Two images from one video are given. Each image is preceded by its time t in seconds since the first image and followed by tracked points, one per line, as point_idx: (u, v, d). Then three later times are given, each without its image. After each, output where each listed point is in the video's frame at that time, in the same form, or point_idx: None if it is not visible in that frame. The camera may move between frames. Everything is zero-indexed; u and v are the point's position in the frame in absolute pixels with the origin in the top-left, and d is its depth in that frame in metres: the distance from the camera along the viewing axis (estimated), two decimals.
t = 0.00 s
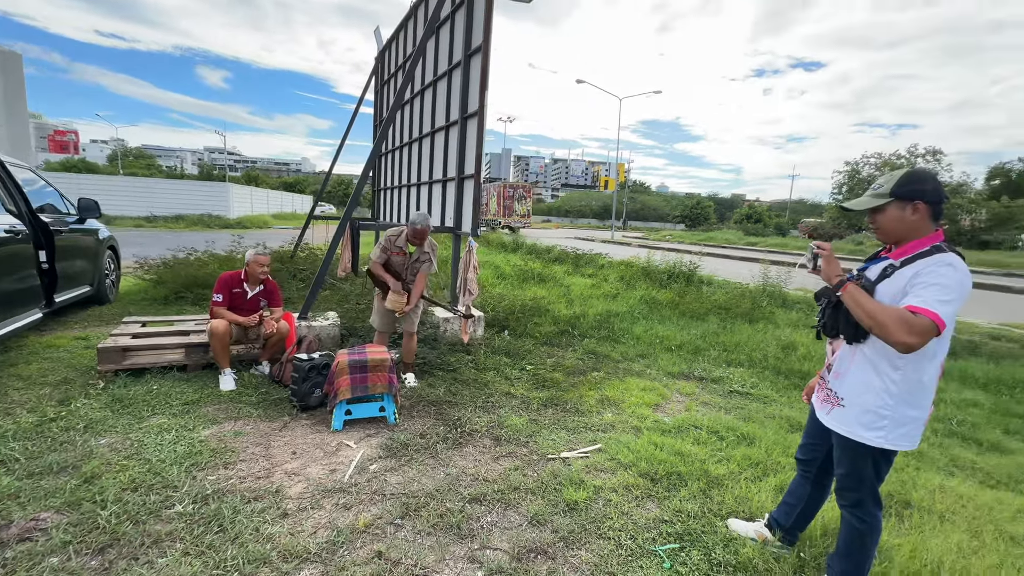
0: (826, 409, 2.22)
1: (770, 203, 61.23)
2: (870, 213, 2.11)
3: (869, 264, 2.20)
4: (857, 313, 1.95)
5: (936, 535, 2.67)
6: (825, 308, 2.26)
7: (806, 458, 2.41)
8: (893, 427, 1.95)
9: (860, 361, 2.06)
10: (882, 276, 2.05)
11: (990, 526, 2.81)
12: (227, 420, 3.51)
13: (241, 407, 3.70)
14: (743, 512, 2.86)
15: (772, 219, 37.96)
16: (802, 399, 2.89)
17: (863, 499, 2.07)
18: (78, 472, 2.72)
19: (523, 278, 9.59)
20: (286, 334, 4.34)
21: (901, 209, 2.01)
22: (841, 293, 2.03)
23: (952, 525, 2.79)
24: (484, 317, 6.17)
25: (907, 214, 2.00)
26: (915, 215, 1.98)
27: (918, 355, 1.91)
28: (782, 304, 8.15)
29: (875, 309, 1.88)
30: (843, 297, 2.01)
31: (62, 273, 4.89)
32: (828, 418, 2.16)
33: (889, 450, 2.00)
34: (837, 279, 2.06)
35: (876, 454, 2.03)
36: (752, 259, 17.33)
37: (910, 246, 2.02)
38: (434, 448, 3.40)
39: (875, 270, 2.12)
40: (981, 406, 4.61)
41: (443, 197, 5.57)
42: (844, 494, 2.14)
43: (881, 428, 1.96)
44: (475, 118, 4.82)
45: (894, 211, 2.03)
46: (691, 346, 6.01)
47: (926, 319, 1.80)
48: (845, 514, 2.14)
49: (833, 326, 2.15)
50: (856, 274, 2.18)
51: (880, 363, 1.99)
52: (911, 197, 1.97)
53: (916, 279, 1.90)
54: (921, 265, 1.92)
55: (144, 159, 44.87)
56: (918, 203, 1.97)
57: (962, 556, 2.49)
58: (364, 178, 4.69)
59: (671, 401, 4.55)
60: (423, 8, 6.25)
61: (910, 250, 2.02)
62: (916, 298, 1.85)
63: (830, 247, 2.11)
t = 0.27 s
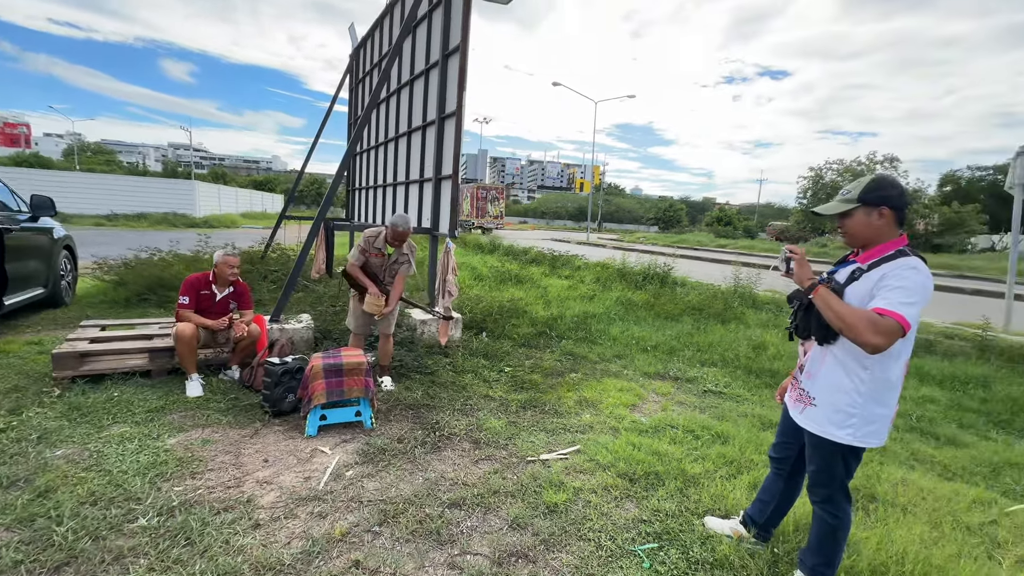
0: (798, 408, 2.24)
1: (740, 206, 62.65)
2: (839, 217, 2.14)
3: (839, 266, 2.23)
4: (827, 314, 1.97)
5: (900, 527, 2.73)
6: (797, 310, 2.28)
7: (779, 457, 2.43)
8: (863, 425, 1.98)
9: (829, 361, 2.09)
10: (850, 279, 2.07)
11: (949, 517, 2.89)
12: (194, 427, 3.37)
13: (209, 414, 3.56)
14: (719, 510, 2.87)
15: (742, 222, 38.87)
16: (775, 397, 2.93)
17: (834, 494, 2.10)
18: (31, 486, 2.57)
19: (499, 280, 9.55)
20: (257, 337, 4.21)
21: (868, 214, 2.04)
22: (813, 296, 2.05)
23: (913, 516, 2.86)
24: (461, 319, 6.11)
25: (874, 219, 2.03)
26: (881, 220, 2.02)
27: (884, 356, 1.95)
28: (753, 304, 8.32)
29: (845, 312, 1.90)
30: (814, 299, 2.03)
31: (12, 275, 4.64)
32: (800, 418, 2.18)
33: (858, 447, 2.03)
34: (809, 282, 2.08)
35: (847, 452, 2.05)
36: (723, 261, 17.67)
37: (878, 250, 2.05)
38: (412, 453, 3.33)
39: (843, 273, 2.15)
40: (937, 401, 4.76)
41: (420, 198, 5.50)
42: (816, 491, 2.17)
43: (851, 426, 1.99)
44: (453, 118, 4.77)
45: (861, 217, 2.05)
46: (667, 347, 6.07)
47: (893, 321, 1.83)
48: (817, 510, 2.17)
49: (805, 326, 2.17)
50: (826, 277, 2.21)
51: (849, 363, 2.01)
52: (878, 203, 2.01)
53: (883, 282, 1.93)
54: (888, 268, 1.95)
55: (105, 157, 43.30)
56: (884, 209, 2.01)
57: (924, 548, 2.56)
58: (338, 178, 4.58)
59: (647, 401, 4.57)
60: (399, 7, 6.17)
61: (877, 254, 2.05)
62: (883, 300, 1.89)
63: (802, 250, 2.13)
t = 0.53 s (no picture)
0: (776, 407, 2.25)
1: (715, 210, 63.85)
2: (815, 220, 2.15)
3: (814, 269, 2.24)
4: (804, 315, 1.98)
5: (871, 522, 2.76)
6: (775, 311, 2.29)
7: (758, 455, 2.43)
8: (839, 423, 1.99)
9: (807, 360, 2.09)
10: (826, 281, 2.08)
11: (915, 511, 2.94)
12: (161, 435, 3.24)
13: (178, 420, 3.43)
14: (699, 508, 2.87)
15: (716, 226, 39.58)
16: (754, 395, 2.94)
17: (810, 492, 2.10)
18: None
19: (479, 282, 9.50)
20: (229, 341, 4.08)
21: (842, 217, 2.05)
22: (791, 297, 2.06)
23: (882, 511, 2.90)
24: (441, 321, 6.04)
25: (848, 222, 2.04)
26: (855, 223, 2.04)
27: (859, 355, 1.97)
28: (729, 305, 8.44)
29: (822, 313, 1.91)
30: (792, 299, 2.04)
31: None
32: (778, 416, 2.18)
33: (833, 445, 2.04)
34: (788, 284, 2.09)
35: (824, 450, 2.06)
36: (699, 263, 17.94)
37: (852, 251, 2.07)
38: (391, 457, 3.26)
39: (818, 275, 2.16)
40: (902, 399, 4.87)
41: (399, 199, 5.42)
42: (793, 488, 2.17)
43: (828, 423, 2.00)
44: (433, 119, 4.71)
45: (836, 219, 2.07)
46: (645, 348, 6.10)
47: (868, 323, 1.84)
48: (794, 507, 2.17)
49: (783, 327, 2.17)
50: (803, 278, 2.21)
51: (825, 362, 2.03)
52: (851, 207, 2.02)
53: (857, 284, 1.95)
54: (861, 270, 1.97)
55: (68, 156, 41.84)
56: (858, 213, 2.03)
57: (893, 541, 2.60)
58: (315, 177, 4.48)
59: (627, 402, 4.57)
60: (378, 5, 6.09)
61: (851, 257, 2.07)
62: (858, 301, 1.90)
63: (780, 253, 2.14)
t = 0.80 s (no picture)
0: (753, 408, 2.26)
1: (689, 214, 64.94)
2: (789, 227, 2.16)
3: (788, 275, 2.25)
4: (780, 320, 1.99)
5: (841, 519, 2.81)
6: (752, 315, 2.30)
7: (735, 456, 2.44)
8: (813, 423, 2.01)
9: (782, 362, 2.11)
10: (800, 286, 2.10)
11: (881, 507, 3.00)
12: (126, 443, 3.11)
13: (144, 427, 3.30)
14: (677, 509, 2.88)
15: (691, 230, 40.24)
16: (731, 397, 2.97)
17: (785, 491, 2.12)
18: None
19: (457, 284, 9.42)
20: (198, 345, 3.95)
21: (816, 223, 2.06)
22: (767, 302, 2.07)
23: (850, 508, 2.96)
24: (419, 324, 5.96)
25: (821, 229, 2.05)
26: (827, 230, 2.05)
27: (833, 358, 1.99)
28: (705, 308, 8.56)
29: (797, 317, 1.93)
30: (768, 305, 2.05)
31: None
32: (754, 418, 2.20)
33: (807, 445, 2.06)
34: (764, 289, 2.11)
35: (798, 450, 2.08)
36: (674, 266, 18.17)
37: (823, 258, 2.08)
38: (369, 463, 3.19)
39: (793, 280, 2.18)
40: (867, 398, 4.99)
41: (376, 200, 5.33)
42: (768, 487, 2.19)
43: (802, 424, 2.02)
44: (412, 119, 4.65)
45: (809, 226, 2.08)
46: (623, 350, 6.13)
47: (840, 327, 1.87)
48: (769, 506, 2.19)
49: (759, 331, 2.18)
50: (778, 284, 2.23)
51: (799, 364, 2.05)
52: (824, 214, 2.04)
53: (830, 289, 1.97)
54: (834, 275, 1.99)
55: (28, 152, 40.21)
56: (830, 220, 2.04)
57: (861, 537, 2.65)
58: (291, 176, 4.37)
59: (605, 404, 4.58)
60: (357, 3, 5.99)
61: (822, 262, 2.08)
62: (830, 307, 1.93)
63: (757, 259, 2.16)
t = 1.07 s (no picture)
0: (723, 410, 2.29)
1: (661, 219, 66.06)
2: (759, 234, 2.17)
3: (756, 281, 2.28)
4: (749, 325, 2.02)
5: (802, 515, 2.87)
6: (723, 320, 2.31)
7: (705, 457, 2.45)
8: (780, 425, 2.04)
9: (751, 365, 2.14)
10: (767, 291, 2.13)
11: (842, 503, 3.07)
12: (79, 454, 2.95)
13: (100, 437, 3.14)
14: (650, 510, 2.90)
15: (662, 234, 40.92)
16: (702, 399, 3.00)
17: (754, 490, 2.14)
18: None
19: (431, 287, 9.34)
20: (160, 350, 3.79)
21: (782, 232, 2.09)
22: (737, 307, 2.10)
23: (812, 504, 3.03)
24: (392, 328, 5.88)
25: (787, 237, 2.08)
26: (794, 238, 2.08)
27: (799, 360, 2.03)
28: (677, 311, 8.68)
29: (765, 322, 1.95)
30: (738, 311, 2.08)
31: None
32: (725, 419, 2.22)
33: (774, 445, 2.09)
34: (734, 295, 2.13)
35: (766, 450, 2.11)
36: (647, 270, 18.40)
37: (789, 264, 2.11)
38: (341, 470, 3.11)
39: (761, 285, 2.20)
40: (827, 398, 5.13)
41: (349, 202, 5.23)
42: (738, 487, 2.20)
43: (769, 425, 2.04)
44: (386, 120, 4.58)
45: (776, 234, 2.10)
46: (597, 353, 6.16)
47: (805, 331, 1.91)
48: (738, 505, 2.21)
49: (729, 336, 2.20)
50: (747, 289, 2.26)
51: (767, 367, 2.08)
52: (790, 222, 2.06)
53: (795, 294, 2.00)
54: (798, 282, 2.02)
55: None
56: (796, 229, 2.07)
57: (823, 532, 2.71)
58: (260, 175, 4.24)
59: (580, 407, 4.59)
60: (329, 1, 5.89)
61: (789, 269, 2.12)
62: (796, 311, 1.96)
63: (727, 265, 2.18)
